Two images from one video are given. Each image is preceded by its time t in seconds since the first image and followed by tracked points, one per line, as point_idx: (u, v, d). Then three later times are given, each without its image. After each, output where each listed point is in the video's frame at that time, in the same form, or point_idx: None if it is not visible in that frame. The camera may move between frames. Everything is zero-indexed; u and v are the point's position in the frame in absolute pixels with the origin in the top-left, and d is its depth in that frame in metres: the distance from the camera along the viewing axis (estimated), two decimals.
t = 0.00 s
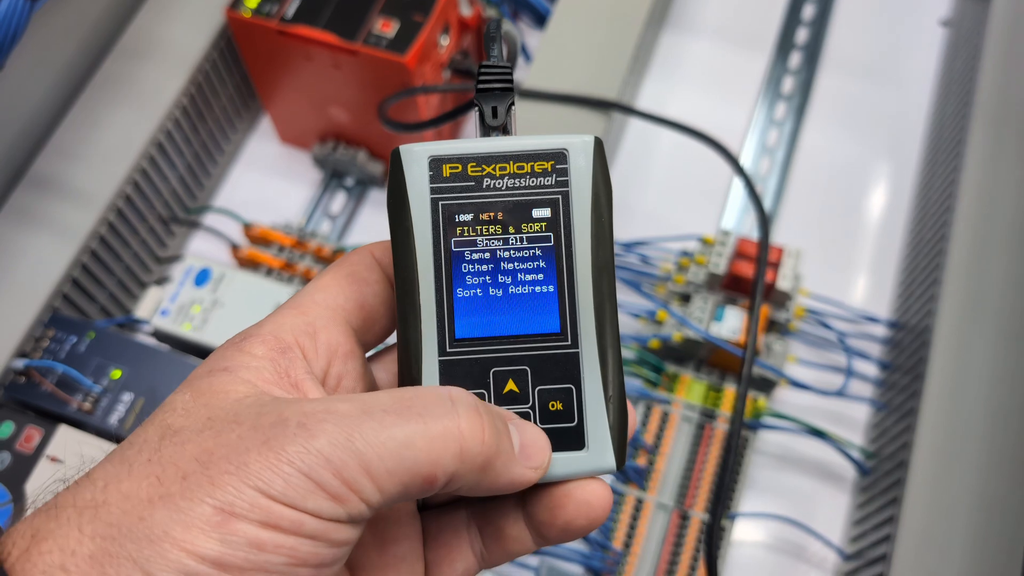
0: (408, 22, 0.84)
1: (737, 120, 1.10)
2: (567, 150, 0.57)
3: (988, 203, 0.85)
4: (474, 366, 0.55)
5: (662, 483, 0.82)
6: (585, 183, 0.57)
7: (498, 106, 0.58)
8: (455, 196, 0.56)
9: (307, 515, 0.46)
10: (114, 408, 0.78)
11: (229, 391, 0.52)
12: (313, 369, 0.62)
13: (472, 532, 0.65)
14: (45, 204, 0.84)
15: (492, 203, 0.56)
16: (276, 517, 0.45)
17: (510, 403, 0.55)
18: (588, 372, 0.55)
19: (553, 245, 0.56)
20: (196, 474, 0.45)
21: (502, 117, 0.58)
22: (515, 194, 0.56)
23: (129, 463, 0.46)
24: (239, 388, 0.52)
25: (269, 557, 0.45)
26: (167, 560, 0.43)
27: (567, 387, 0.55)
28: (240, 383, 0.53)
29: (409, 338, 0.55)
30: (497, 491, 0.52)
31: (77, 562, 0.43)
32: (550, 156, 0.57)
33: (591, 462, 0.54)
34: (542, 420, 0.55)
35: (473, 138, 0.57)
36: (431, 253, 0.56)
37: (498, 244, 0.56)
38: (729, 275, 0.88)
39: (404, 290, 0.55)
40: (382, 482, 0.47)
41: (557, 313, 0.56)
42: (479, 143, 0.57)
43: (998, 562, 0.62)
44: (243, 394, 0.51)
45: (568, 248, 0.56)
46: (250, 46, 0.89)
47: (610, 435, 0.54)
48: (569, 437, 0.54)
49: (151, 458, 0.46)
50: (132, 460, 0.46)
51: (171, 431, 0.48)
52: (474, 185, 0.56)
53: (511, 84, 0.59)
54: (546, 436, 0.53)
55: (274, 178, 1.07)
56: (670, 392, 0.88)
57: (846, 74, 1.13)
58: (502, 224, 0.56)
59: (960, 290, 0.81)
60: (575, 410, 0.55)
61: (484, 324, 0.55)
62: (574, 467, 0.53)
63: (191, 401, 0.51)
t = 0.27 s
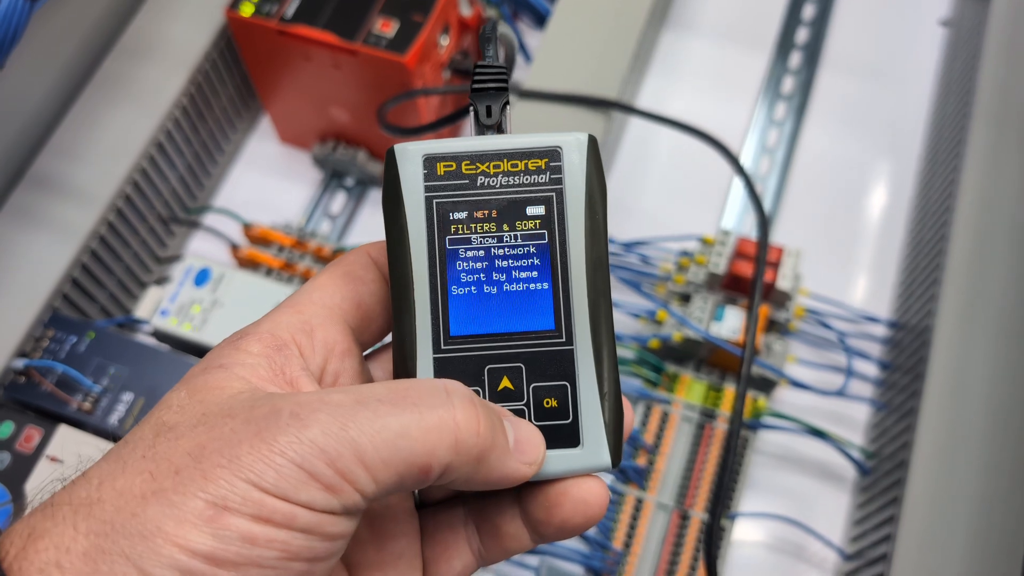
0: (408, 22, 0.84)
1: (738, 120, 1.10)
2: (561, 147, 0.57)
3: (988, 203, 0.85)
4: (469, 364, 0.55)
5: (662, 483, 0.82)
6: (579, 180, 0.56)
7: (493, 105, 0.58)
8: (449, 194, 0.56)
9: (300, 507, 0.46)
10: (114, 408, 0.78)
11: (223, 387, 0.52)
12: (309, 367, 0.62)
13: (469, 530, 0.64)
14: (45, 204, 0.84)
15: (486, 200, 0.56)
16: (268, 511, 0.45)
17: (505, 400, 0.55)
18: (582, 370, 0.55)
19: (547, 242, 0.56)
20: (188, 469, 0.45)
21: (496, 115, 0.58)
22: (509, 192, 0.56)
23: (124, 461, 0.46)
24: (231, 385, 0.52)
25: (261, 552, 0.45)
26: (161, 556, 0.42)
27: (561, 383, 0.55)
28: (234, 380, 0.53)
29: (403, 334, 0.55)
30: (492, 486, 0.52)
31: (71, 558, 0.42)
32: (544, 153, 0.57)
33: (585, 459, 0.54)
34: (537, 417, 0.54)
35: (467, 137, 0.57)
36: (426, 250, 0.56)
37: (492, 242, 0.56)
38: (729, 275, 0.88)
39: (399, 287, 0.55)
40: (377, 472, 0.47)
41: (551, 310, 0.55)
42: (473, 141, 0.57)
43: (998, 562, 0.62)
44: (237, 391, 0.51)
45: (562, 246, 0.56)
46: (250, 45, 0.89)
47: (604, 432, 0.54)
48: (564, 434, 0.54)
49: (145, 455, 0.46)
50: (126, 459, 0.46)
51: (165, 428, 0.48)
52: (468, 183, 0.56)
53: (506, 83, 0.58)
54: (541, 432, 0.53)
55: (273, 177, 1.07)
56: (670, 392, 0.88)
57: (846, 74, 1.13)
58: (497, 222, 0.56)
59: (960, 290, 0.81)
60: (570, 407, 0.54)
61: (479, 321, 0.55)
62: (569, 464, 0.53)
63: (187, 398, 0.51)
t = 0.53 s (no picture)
0: (411, 23, 0.84)
1: (739, 121, 1.10)
2: (569, 147, 0.57)
3: (989, 204, 0.85)
4: (476, 363, 0.55)
5: (664, 482, 0.83)
6: (587, 181, 0.57)
7: (502, 105, 0.58)
8: (458, 194, 0.57)
9: (302, 497, 0.46)
10: (118, 407, 0.79)
11: (230, 381, 0.52)
12: (317, 364, 0.62)
13: (474, 528, 0.65)
14: (48, 204, 0.84)
15: (495, 200, 0.57)
16: (271, 501, 0.45)
17: (511, 399, 0.55)
18: (588, 370, 0.55)
19: (554, 242, 0.56)
20: (193, 461, 0.45)
21: (504, 116, 0.58)
22: (517, 192, 0.57)
23: (132, 455, 0.46)
24: (238, 379, 0.53)
25: (264, 543, 0.45)
26: (165, 549, 0.43)
27: (568, 383, 0.55)
28: (241, 374, 0.53)
29: (411, 333, 0.55)
30: (491, 486, 0.53)
31: (79, 551, 0.43)
32: (552, 154, 0.57)
33: (591, 459, 0.54)
34: (543, 417, 0.55)
35: (476, 136, 0.58)
36: (433, 250, 0.56)
37: (500, 242, 0.56)
38: (731, 275, 0.89)
39: (407, 287, 0.56)
40: (381, 461, 0.47)
41: (558, 310, 0.56)
42: (482, 141, 0.57)
43: (999, 562, 0.62)
44: (243, 385, 0.52)
45: (569, 246, 0.56)
46: (252, 45, 0.89)
47: (609, 433, 0.54)
48: (569, 434, 0.54)
49: (153, 448, 0.46)
50: (130, 453, 0.47)
51: (173, 420, 0.48)
52: (477, 183, 0.57)
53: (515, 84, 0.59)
54: (540, 437, 0.54)
55: (276, 177, 1.08)
56: (672, 391, 0.88)
57: (847, 74, 1.13)
58: (504, 222, 0.56)
59: (961, 291, 0.81)
60: (576, 407, 0.55)
61: (486, 321, 0.56)
62: (574, 464, 0.54)
63: (194, 392, 0.51)
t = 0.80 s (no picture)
0: (411, 22, 0.84)
1: (739, 120, 1.10)
2: (577, 148, 0.57)
3: (987, 203, 0.85)
4: (482, 363, 0.55)
5: (664, 481, 0.83)
6: (594, 182, 0.57)
7: (509, 106, 0.58)
8: (465, 194, 0.57)
9: (308, 497, 0.46)
10: (118, 406, 0.79)
11: (236, 380, 0.52)
12: (324, 363, 0.62)
13: (479, 530, 0.65)
14: (49, 203, 0.84)
15: (501, 201, 0.57)
16: (277, 501, 0.45)
17: (518, 400, 0.55)
18: (595, 371, 0.55)
19: (561, 243, 0.56)
20: (199, 459, 0.45)
21: (512, 116, 0.59)
22: (524, 193, 0.57)
23: (138, 453, 0.46)
24: (246, 378, 0.53)
25: (270, 544, 0.46)
26: (170, 548, 0.43)
27: (574, 384, 0.55)
28: (248, 373, 0.53)
29: (417, 333, 0.55)
30: (495, 489, 0.53)
31: (85, 550, 0.43)
32: (559, 155, 0.57)
33: (597, 460, 0.54)
34: (549, 417, 0.55)
35: (484, 137, 0.58)
36: (438, 250, 0.56)
37: (506, 242, 0.56)
38: (730, 275, 0.89)
39: (414, 287, 0.56)
40: (387, 462, 0.47)
41: (564, 311, 0.56)
42: (489, 142, 0.57)
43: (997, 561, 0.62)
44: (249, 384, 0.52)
45: (575, 247, 0.56)
46: (252, 44, 0.89)
47: (615, 434, 0.54)
48: (575, 434, 0.54)
49: (159, 446, 0.46)
50: (132, 452, 0.47)
51: (180, 419, 0.48)
52: (483, 184, 0.57)
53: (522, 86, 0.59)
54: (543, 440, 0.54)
55: (278, 177, 1.08)
56: (672, 390, 0.88)
57: (847, 74, 1.13)
58: (511, 223, 0.56)
59: (960, 290, 0.81)
60: (582, 408, 0.55)
61: (492, 321, 0.56)
62: (581, 465, 0.54)
63: (201, 391, 0.51)
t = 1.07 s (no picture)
0: (411, 24, 0.84)
1: (739, 122, 1.11)
2: (574, 144, 0.57)
3: (987, 206, 0.85)
4: (483, 358, 0.55)
5: (664, 483, 0.83)
6: (592, 177, 0.57)
7: (507, 104, 0.59)
8: (464, 191, 0.57)
9: (301, 482, 0.46)
10: (119, 408, 0.79)
11: (230, 375, 0.53)
12: (322, 361, 0.62)
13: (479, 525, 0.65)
14: (49, 204, 0.84)
15: (501, 197, 0.57)
16: (269, 487, 0.45)
17: (519, 395, 0.55)
18: (596, 365, 0.55)
19: (561, 237, 0.56)
20: (192, 451, 0.45)
21: (510, 114, 0.59)
22: (523, 189, 0.57)
23: (134, 450, 0.47)
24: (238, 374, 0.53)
25: (264, 532, 0.45)
26: (165, 542, 0.43)
27: (575, 378, 0.55)
28: (241, 369, 0.54)
29: (419, 329, 0.56)
30: (492, 474, 0.53)
31: (82, 547, 0.43)
32: (557, 151, 0.57)
33: (598, 454, 0.54)
34: (550, 412, 0.55)
35: (482, 134, 0.58)
36: (438, 250, 0.56)
37: (507, 237, 0.56)
38: (730, 277, 0.89)
39: (415, 284, 0.56)
40: (382, 443, 0.47)
41: (564, 306, 0.56)
42: (487, 139, 0.57)
43: (997, 563, 0.63)
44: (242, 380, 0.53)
45: (575, 242, 0.56)
46: (253, 46, 0.89)
47: (618, 427, 0.54)
48: (576, 428, 0.55)
49: (155, 442, 0.46)
50: (132, 449, 0.47)
51: (173, 415, 0.49)
52: (483, 180, 0.57)
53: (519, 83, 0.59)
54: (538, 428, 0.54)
55: (278, 178, 1.08)
56: (672, 392, 0.88)
57: (846, 75, 1.13)
58: (511, 218, 0.56)
59: (960, 293, 0.81)
60: (583, 402, 0.55)
61: (493, 316, 0.56)
62: (582, 458, 0.54)
63: (194, 386, 0.52)
